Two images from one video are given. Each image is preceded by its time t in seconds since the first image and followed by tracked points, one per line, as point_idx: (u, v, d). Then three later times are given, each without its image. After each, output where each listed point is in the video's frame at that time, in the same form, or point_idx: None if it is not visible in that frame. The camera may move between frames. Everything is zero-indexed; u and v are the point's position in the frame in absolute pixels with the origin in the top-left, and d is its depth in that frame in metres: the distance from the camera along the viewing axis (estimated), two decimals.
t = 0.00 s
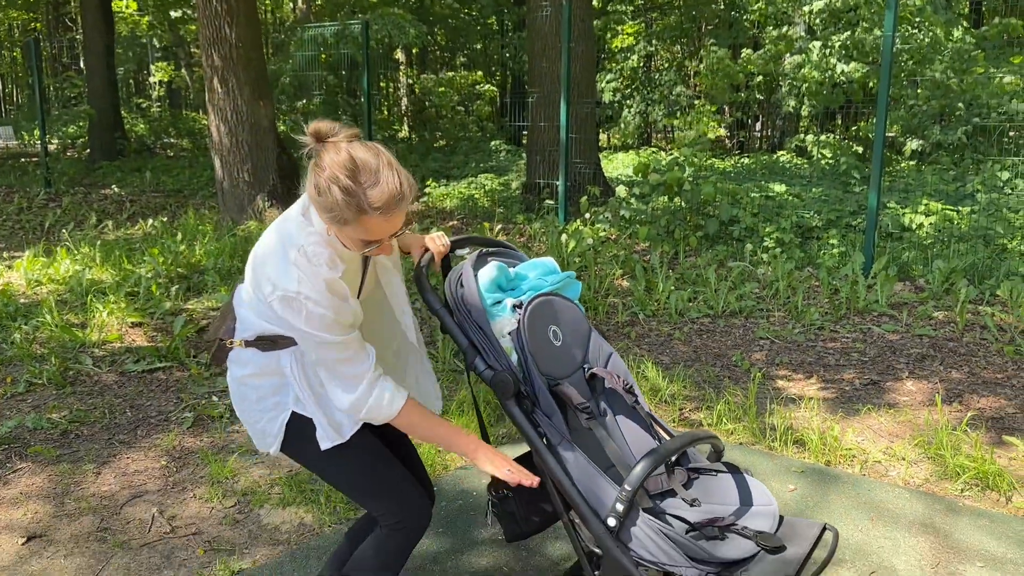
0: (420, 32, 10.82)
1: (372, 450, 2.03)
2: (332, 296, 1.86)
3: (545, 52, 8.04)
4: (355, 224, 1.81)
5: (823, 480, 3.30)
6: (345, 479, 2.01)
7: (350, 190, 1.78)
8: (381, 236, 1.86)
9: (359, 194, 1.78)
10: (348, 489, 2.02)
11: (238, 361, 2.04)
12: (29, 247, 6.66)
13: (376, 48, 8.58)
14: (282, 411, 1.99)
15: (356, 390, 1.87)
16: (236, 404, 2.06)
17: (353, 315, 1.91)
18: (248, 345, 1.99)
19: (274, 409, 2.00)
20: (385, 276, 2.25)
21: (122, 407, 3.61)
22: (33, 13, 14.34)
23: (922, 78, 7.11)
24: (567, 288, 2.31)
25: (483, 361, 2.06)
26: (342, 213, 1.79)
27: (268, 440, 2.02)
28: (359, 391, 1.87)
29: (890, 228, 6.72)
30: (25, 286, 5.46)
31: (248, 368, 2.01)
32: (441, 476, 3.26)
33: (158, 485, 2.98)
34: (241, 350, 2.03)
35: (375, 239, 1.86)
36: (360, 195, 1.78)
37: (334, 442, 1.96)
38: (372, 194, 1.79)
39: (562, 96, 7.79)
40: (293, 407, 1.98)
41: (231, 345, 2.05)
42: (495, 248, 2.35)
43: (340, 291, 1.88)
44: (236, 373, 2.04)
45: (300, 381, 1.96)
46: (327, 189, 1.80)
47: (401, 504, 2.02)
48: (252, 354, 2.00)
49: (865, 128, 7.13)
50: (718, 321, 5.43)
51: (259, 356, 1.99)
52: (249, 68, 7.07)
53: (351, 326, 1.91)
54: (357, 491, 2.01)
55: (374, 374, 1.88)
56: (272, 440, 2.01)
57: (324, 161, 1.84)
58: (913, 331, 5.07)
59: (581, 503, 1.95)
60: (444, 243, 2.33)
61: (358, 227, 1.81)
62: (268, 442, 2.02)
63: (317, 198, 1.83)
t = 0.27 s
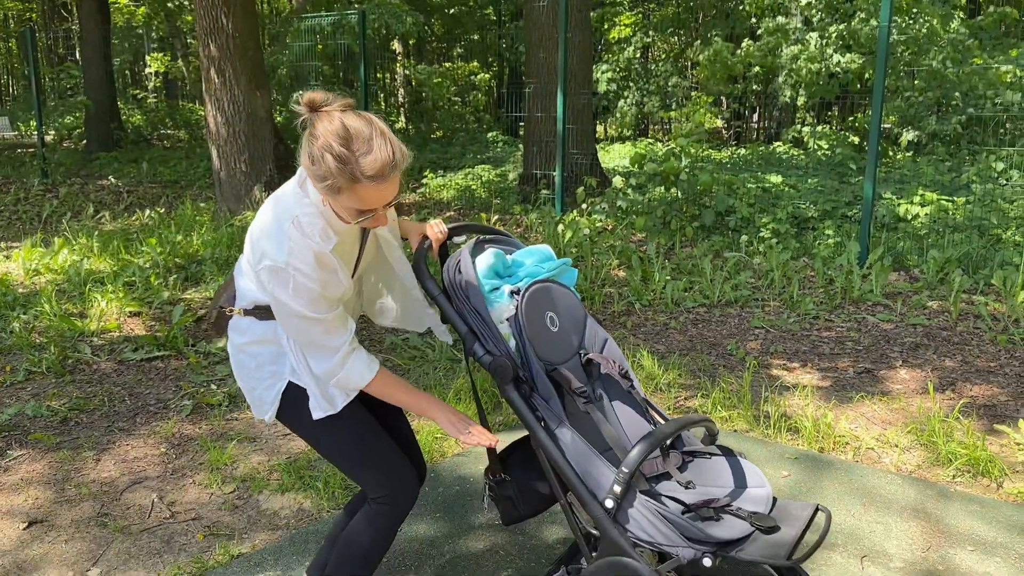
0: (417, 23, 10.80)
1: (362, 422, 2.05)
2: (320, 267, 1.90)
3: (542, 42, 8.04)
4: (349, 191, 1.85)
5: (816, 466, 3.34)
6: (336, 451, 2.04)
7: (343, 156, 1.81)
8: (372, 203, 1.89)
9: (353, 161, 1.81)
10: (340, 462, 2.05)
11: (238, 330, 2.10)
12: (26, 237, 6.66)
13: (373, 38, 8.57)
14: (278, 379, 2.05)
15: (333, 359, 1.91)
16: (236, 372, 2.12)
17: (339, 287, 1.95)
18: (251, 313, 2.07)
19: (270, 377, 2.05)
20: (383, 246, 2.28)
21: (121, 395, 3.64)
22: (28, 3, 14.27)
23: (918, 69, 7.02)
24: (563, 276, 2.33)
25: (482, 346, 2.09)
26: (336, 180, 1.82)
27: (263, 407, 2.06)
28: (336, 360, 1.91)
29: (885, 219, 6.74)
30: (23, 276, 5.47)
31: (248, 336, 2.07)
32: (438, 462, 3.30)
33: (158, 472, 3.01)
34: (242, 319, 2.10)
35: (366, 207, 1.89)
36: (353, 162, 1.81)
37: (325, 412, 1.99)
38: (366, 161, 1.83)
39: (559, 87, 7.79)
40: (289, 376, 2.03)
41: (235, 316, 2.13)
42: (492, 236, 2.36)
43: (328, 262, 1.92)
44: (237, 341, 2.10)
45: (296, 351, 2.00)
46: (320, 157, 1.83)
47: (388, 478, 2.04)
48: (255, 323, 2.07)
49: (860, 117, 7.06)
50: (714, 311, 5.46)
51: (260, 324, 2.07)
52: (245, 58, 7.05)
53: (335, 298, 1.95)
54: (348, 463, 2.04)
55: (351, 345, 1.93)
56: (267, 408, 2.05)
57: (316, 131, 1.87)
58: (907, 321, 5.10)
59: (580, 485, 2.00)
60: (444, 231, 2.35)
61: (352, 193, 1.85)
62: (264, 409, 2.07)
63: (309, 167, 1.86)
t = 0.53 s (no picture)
0: (416, 16, 10.79)
1: (352, 402, 2.08)
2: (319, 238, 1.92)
3: (541, 35, 8.05)
4: (363, 154, 1.85)
5: (810, 456, 3.37)
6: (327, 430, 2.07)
7: (357, 117, 1.81)
8: (384, 166, 1.90)
9: (367, 122, 1.82)
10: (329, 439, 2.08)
11: (236, 302, 2.13)
12: (26, 231, 6.68)
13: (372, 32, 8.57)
14: (272, 353, 2.08)
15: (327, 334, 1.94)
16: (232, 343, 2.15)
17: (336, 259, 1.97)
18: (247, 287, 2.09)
19: (265, 351, 2.08)
20: (380, 228, 2.24)
21: (122, 387, 3.67)
22: None
23: (918, 62, 6.88)
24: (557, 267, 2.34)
25: (480, 337, 2.12)
26: (350, 142, 1.82)
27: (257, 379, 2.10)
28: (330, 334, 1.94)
29: (882, 212, 6.76)
30: (23, 268, 5.49)
31: (244, 309, 2.10)
32: (435, 453, 3.33)
33: (158, 461, 3.04)
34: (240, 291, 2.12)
35: (377, 171, 1.90)
36: (368, 124, 1.82)
37: (316, 388, 2.02)
38: (379, 122, 1.84)
39: (558, 81, 7.80)
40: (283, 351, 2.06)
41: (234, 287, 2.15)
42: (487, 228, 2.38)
43: (327, 234, 1.94)
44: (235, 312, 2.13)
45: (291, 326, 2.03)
46: (332, 121, 1.83)
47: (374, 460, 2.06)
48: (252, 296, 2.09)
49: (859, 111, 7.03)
50: (711, 304, 5.48)
51: (256, 298, 2.09)
52: (244, 52, 7.06)
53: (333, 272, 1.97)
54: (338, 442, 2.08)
55: (345, 321, 1.96)
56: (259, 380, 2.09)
57: (321, 98, 1.87)
58: (903, 313, 5.12)
59: (577, 473, 2.05)
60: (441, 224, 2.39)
61: (365, 154, 1.85)
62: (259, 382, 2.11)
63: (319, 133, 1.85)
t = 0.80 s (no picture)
0: (417, 13, 10.80)
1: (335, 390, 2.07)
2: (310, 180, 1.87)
3: (541, 32, 8.07)
4: (389, 83, 1.81)
5: (805, 452, 3.40)
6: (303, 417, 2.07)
7: (387, 40, 1.78)
8: (405, 100, 1.87)
9: (398, 48, 1.80)
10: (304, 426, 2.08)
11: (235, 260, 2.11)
12: (28, 228, 6.71)
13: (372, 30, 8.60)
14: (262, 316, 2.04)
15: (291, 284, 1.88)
16: (228, 301, 2.12)
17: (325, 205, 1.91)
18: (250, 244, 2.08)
19: (256, 313, 2.04)
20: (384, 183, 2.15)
21: (123, 382, 3.70)
22: None
23: (917, 61, 6.94)
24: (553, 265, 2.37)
25: (481, 333, 2.12)
26: (377, 68, 1.78)
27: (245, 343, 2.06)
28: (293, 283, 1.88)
29: (881, 210, 6.78)
30: (26, 265, 5.52)
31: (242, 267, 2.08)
32: (434, 447, 3.36)
33: (160, 456, 3.07)
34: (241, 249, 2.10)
35: (398, 105, 1.87)
36: (398, 49, 1.79)
37: (299, 351, 1.99)
38: (407, 50, 1.82)
39: (558, 79, 7.83)
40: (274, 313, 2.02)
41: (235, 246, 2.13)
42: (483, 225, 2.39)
43: (318, 179, 1.89)
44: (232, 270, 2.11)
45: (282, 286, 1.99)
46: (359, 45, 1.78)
47: (345, 449, 2.05)
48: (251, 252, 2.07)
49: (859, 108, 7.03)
50: (710, 301, 5.51)
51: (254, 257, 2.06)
52: (244, 49, 7.09)
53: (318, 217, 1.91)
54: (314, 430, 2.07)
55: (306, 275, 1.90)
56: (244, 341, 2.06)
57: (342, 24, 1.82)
58: (901, 310, 5.14)
59: (579, 467, 2.06)
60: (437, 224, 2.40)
61: (391, 83, 1.81)
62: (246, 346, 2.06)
63: (342, 58, 1.80)
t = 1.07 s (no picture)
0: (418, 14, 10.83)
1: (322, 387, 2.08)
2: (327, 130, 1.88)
3: (542, 34, 8.10)
4: (403, 30, 1.87)
5: (801, 452, 3.42)
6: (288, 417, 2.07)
7: None
8: (414, 51, 1.93)
9: None
10: (287, 421, 2.08)
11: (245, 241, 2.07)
12: (32, 228, 6.75)
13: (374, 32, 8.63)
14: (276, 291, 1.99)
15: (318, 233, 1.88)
16: (236, 286, 2.07)
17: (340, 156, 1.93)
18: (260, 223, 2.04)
19: (268, 290, 2.00)
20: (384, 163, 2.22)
21: (125, 382, 3.73)
22: None
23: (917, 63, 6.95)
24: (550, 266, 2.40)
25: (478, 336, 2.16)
26: (393, 13, 1.84)
27: (256, 324, 2.01)
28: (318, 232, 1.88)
29: (880, 211, 6.80)
30: (29, 266, 5.56)
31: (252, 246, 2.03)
32: (432, 447, 3.39)
33: (161, 456, 3.10)
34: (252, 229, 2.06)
35: (407, 55, 1.93)
36: None
37: (319, 323, 1.97)
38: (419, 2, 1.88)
39: (558, 80, 7.84)
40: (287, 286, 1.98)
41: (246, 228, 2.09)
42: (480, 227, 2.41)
43: (334, 129, 1.91)
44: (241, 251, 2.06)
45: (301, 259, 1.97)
46: None
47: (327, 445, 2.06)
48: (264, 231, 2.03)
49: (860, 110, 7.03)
50: (709, 302, 5.53)
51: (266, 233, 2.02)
52: (246, 51, 7.12)
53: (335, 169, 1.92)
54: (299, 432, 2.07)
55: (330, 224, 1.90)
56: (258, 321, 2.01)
57: None
58: (899, 311, 5.16)
59: (573, 467, 2.09)
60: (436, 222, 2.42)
61: (404, 30, 1.87)
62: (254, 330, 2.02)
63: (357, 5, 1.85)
